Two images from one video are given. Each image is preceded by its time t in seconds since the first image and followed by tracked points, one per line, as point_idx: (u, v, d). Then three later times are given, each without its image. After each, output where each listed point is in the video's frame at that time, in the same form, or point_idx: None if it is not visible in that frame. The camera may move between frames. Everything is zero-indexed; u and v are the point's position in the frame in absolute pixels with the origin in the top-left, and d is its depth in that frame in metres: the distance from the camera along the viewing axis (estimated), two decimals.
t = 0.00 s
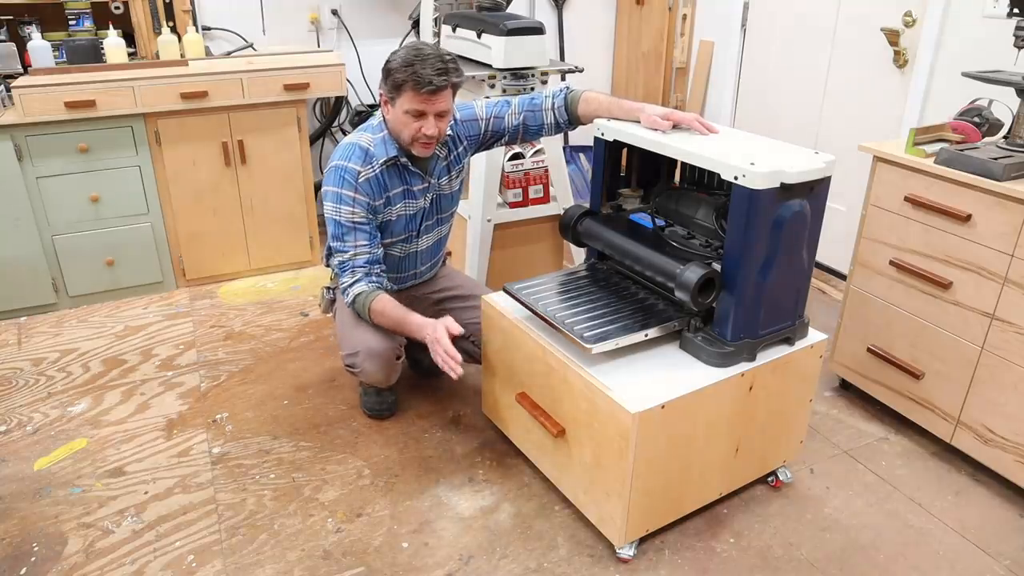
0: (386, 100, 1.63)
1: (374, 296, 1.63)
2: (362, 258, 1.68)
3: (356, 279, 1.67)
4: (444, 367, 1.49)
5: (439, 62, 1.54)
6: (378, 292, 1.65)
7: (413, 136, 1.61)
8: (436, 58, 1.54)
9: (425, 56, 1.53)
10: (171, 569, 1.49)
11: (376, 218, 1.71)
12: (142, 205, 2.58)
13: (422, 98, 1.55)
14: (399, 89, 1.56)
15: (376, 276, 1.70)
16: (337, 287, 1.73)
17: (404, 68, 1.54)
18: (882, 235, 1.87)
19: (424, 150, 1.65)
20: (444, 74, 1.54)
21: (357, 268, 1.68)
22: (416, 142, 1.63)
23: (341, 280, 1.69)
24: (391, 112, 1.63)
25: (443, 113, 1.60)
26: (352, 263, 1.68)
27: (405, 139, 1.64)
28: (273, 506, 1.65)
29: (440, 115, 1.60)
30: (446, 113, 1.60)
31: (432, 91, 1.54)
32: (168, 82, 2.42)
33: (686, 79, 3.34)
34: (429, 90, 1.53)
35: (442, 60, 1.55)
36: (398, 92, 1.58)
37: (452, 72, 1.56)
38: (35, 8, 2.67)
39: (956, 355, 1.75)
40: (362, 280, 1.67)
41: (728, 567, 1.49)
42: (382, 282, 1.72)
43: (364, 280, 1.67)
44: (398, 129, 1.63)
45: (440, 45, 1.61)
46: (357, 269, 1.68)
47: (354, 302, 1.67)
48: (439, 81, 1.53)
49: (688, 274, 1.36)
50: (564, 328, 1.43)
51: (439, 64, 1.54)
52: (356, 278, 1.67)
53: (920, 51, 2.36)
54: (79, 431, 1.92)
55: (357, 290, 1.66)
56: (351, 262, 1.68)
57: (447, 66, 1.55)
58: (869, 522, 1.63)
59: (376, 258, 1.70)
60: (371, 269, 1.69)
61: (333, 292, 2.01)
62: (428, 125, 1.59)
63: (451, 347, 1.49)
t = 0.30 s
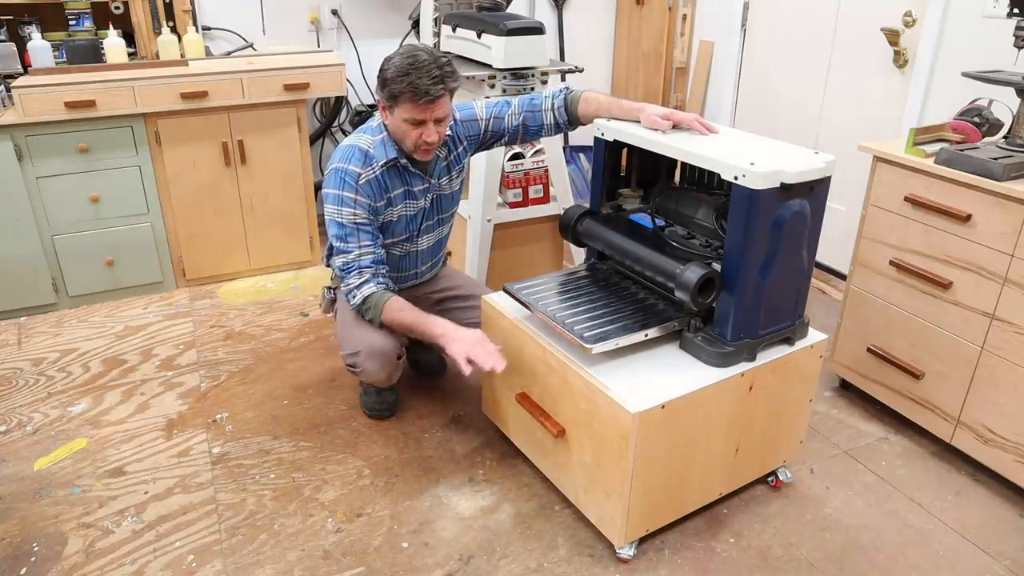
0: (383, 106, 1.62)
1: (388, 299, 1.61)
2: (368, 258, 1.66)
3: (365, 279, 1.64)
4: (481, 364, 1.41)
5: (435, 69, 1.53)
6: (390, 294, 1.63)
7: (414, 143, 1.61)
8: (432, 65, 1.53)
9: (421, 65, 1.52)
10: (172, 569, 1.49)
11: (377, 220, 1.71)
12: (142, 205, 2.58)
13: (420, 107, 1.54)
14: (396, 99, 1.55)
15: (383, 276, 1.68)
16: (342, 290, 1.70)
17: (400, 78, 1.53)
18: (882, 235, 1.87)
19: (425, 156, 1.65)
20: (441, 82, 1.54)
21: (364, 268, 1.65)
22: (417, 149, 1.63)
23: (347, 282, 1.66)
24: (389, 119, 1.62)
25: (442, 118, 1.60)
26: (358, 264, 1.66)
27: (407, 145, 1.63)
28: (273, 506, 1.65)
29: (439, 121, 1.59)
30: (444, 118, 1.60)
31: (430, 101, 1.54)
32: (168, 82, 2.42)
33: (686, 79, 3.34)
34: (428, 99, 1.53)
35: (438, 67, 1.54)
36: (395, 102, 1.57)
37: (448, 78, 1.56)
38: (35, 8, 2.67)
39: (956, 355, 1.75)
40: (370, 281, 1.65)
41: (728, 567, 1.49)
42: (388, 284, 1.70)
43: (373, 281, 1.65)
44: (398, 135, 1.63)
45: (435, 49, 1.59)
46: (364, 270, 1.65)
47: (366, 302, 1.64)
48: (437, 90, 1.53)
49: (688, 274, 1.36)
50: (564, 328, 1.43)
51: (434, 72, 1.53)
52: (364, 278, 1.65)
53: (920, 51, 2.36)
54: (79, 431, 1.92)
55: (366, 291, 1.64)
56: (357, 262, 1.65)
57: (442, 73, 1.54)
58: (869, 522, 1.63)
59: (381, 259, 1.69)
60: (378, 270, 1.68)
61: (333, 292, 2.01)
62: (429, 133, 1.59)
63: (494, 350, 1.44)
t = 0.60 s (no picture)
0: (379, 109, 1.62)
1: (399, 308, 1.62)
2: (378, 262, 1.65)
3: (378, 283, 1.63)
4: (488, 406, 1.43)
5: (430, 75, 1.53)
6: (404, 305, 1.63)
7: (409, 146, 1.62)
8: (428, 70, 1.52)
9: (416, 70, 1.51)
10: (172, 569, 1.49)
11: (380, 222, 1.70)
12: (142, 205, 2.58)
13: (416, 112, 1.54)
14: (391, 104, 1.55)
15: (394, 279, 1.68)
16: (352, 295, 1.69)
17: (396, 83, 1.52)
18: (882, 235, 1.87)
19: (420, 159, 1.66)
20: (437, 87, 1.53)
21: (376, 272, 1.65)
22: (413, 151, 1.63)
23: (359, 287, 1.65)
24: (386, 122, 1.62)
25: (438, 122, 1.60)
26: (368, 267, 1.65)
27: (402, 147, 1.64)
28: (273, 506, 1.65)
29: (435, 125, 1.59)
30: (440, 121, 1.60)
31: (425, 107, 1.54)
32: (168, 81, 2.42)
33: (686, 79, 3.34)
34: (423, 105, 1.53)
35: (434, 72, 1.53)
36: (390, 106, 1.57)
37: (444, 83, 1.55)
38: (35, 8, 2.67)
39: (956, 355, 1.75)
40: (383, 286, 1.64)
41: (728, 567, 1.49)
42: (399, 287, 1.69)
43: (386, 286, 1.64)
44: (394, 138, 1.63)
45: (430, 51, 1.58)
46: (376, 274, 1.64)
47: (377, 310, 1.63)
48: (432, 96, 1.53)
49: (688, 274, 1.36)
50: (564, 328, 1.43)
51: (430, 78, 1.52)
52: (376, 283, 1.64)
53: (920, 51, 2.36)
54: (79, 431, 1.92)
55: (379, 296, 1.63)
56: (367, 266, 1.64)
57: (438, 79, 1.54)
58: (869, 522, 1.63)
59: (389, 261, 1.69)
60: (388, 272, 1.67)
61: (334, 293, 2.01)
62: (425, 137, 1.59)
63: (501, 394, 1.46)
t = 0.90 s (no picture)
0: (378, 109, 1.62)
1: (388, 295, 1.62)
2: (372, 261, 1.67)
3: (370, 281, 1.66)
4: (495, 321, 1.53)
5: (429, 74, 1.52)
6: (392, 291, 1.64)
7: (407, 145, 1.61)
8: (427, 69, 1.52)
9: (415, 70, 1.51)
10: (172, 569, 1.49)
11: (378, 223, 1.71)
12: (142, 205, 2.58)
13: (415, 111, 1.54)
14: (390, 103, 1.55)
15: (387, 277, 1.69)
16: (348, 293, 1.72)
17: (395, 83, 1.52)
18: (882, 235, 1.87)
19: (420, 159, 1.65)
20: (436, 86, 1.53)
21: (369, 271, 1.67)
22: (412, 150, 1.63)
23: (353, 284, 1.68)
24: (385, 122, 1.62)
25: (437, 121, 1.59)
26: (361, 266, 1.67)
27: (400, 147, 1.64)
28: (273, 506, 1.65)
29: (434, 124, 1.59)
30: (439, 120, 1.60)
31: (424, 106, 1.54)
32: (168, 82, 2.42)
33: (686, 79, 3.34)
34: (422, 104, 1.53)
35: (433, 71, 1.53)
36: (389, 105, 1.57)
37: (443, 82, 1.55)
38: (35, 8, 2.67)
39: (956, 355, 1.75)
40: (375, 282, 1.66)
41: (729, 567, 1.49)
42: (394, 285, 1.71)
43: (377, 282, 1.66)
44: (393, 138, 1.63)
45: (430, 51, 1.58)
46: (369, 272, 1.66)
47: (371, 305, 1.65)
48: (431, 94, 1.52)
49: (688, 274, 1.36)
50: (564, 328, 1.44)
51: (429, 77, 1.52)
52: (368, 280, 1.66)
53: (920, 51, 2.36)
54: (79, 431, 1.92)
55: (371, 293, 1.65)
56: (360, 265, 1.67)
57: (437, 78, 1.53)
58: (869, 522, 1.63)
59: (384, 260, 1.70)
60: (382, 271, 1.69)
61: (334, 293, 2.01)
62: (424, 137, 1.59)
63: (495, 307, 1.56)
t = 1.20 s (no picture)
0: (377, 99, 1.64)
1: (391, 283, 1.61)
2: (372, 255, 1.66)
3: (370, 274, 1.65)
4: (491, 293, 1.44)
5: (426, 56, 1.55)
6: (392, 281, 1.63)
7: (401, 130, 1.61)
8: (424, 53, 1.55)
9: (411, 52, 1.54)
10: (172, 569, 1.49)
11: (379, 221, 1.71)
12: (142, 205, 2.58)
13: (409, 92, 1.56)
14: (387, 86, 1.57)
15: (388, 271, 1.69)
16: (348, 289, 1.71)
17: (391, 64, 1.55)
18: (882, 235, 1.87)
19: (415, 148, 1.63)
20: (431, 68, 1.55)
21: (368, 265, 1.66)
22: (406, 137, 1.62)
23: (353, 278, 1.67)
24: (382, 111, 1.63)
25: (433, 108, 1.60)
26: (361, 261, 1.66)
27: (395, 135, 1.63)
28: (273, 506, 1.65)
29: (429, 110, 1.60)
30: (435, 107, 1.61)
31: (418, 85, 1.55)
32: (168, 82, 2.42)
33: (686, 79, 3.34)
34: (416, 83, 1.54)
35: (429, 56, 1.56)
36: (386, 89, 1.58)
37: (439, 67, 1.57)
38: (35, 8, 2.67)
39: (956, 355, 1.75)
40: (375, 276, 1.65)
41: (729, 567, 1.49)
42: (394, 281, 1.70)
43: (378, 275, 1.66)
44: (390, 128, 1.63)
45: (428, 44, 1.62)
46: (368, 266, 1.65)
47: (370, 299, 1.65)
48: (425, 74, 1.54)
49: (688, 274, 1.36)
50: (564, 328, 1.44)
51: (425, 58, 1.55)
52: (368, 274, 1.65)
53: (920, 51, 2.36)
54: (79, 431, 1.92)
55: (371, 286, 1.64)
56: (360, 259, 1.66)
57: (433, 61, 1.56)
58: (869, 522, 1.63)
59: (384, 255, 1.69)
60: (382, 266, 1.68)
61: (334, 294, 2.01)
62: (418, 121, 1.59)
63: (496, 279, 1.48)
